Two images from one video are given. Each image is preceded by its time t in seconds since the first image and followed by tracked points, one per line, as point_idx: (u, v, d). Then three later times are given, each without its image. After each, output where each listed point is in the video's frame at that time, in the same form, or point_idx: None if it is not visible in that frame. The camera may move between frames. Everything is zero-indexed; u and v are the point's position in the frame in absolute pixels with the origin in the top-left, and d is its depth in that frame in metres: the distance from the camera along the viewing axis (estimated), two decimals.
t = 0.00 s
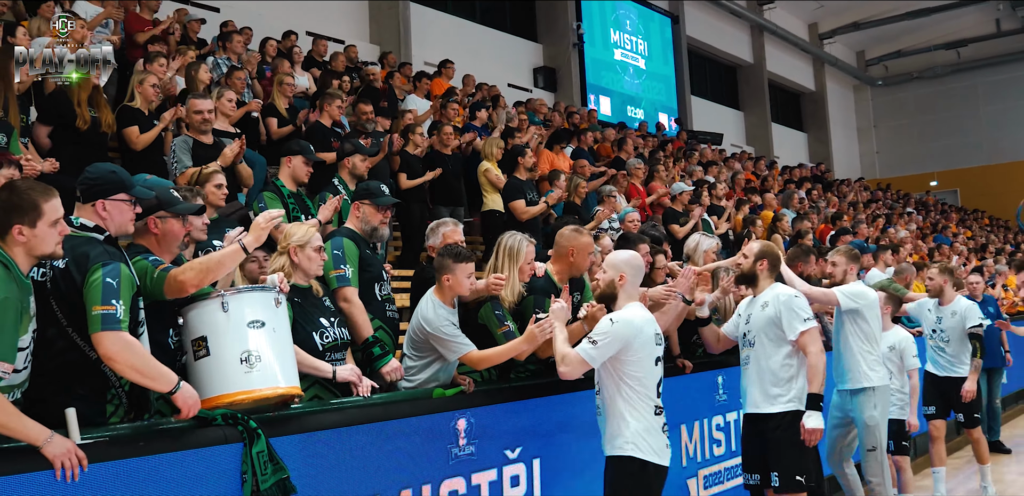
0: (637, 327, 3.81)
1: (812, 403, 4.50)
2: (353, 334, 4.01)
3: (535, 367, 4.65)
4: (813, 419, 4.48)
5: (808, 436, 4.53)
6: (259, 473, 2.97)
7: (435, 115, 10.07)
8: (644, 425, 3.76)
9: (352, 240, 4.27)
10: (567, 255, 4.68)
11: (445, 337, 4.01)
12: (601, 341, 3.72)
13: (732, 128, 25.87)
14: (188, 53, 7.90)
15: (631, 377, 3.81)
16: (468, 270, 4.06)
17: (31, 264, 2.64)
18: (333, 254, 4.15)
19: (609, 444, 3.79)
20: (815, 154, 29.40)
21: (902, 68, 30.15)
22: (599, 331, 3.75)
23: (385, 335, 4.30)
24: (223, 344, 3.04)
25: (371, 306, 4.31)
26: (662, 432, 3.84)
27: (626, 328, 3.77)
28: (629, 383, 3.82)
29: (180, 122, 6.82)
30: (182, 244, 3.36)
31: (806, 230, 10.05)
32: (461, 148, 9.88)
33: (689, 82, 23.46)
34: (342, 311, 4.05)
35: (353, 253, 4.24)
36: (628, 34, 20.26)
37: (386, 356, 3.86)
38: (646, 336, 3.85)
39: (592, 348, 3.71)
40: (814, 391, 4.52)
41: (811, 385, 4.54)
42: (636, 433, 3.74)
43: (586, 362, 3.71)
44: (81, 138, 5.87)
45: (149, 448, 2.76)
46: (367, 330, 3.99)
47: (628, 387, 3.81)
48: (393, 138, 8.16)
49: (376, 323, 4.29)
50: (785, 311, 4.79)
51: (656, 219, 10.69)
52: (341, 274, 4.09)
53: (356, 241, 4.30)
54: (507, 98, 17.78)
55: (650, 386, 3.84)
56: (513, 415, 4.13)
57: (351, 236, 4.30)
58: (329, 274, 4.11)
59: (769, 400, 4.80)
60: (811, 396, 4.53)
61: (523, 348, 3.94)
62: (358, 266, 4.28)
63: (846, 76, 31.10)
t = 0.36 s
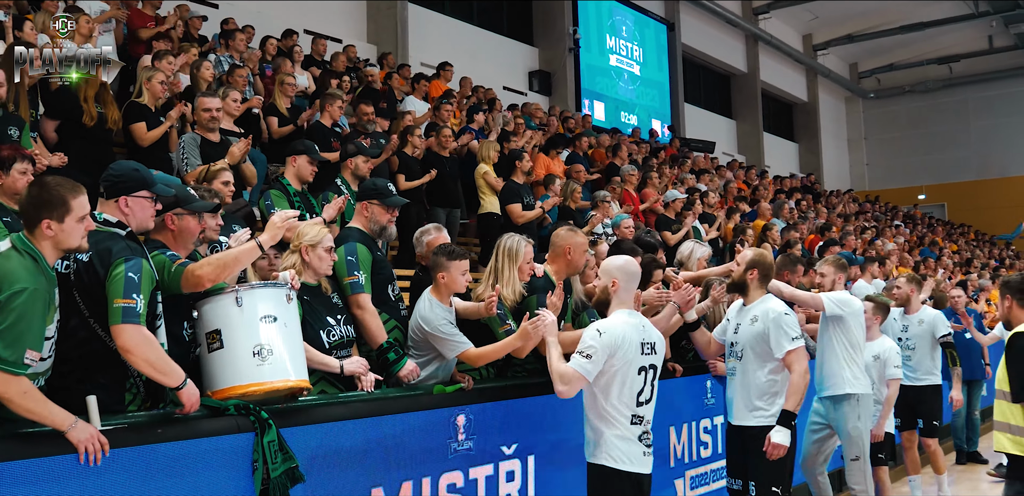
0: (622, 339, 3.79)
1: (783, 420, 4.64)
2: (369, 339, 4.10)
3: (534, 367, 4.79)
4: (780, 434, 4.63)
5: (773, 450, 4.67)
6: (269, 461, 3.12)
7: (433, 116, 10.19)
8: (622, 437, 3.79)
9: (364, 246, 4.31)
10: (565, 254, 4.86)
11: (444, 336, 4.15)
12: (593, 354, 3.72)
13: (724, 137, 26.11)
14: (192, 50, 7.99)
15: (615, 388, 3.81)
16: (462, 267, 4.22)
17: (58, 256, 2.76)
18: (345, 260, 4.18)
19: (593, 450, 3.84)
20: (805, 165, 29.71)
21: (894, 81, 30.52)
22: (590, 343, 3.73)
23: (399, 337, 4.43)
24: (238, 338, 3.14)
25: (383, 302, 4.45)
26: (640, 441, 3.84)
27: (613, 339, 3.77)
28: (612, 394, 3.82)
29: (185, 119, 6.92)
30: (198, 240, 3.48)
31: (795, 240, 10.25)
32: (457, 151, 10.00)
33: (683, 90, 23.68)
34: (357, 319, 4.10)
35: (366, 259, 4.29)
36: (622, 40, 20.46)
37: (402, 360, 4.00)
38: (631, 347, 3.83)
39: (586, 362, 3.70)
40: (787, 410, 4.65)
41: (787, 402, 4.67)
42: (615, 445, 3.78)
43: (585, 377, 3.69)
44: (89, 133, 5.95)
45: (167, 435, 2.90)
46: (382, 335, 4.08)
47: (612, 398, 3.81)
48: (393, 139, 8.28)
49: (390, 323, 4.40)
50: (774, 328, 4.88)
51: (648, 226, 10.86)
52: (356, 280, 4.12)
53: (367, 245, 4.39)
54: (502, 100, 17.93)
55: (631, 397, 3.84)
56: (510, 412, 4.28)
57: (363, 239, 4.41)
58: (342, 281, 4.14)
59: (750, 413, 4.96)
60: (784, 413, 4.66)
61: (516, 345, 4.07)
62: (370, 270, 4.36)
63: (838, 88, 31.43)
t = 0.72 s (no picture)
0: (635, 328, 3.85)
1: (772, 414, 4.60)
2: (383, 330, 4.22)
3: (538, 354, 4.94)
4: (769, 428, 4.58)
5: (762, 445, 4.61)
6: (292, 440, 3.27)
7: (429, 108, 10.27)
8: (630, 426, 3.84)
9: (381, 238, 4.41)
10: (566, 242, 4.99)
11: (446, 322, 4.27)
12: (599, 335, 3.75)
13: (712, 132, 26.33)
14: (191, 40, 8.02)
15: (624, 377, 3.86)
16: (467, 253, 4.33)
17: (89, 240, 2.85)
18: (362, 253, 4.28)
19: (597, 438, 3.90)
20: (791, 160, 30.03)
21: (880, 78, 30.85)
22: (596, 326, 3.76)
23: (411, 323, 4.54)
24: (259, 321, 3.23)
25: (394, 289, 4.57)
26: (644, 430, 3.93)
27: (624, 328, 3.82)
28: (622, 382, 3.86)
29: (188, 108, 6.98)
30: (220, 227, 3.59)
31: (784, 234, 10.46)
32: (453, 141, 10.10)
33: (672, 84, 23.84)
34: (369, 310, 4.23)
35: (383, 252, 4.38)
36: (613, 34, 20.57)
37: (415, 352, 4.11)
38: (642, 339, 3.90)
39: (591, 340, 3.72)
40: (777, 403, 4.60)
41: (776, 395, 4.64)
42: (622, 433, 3.82)
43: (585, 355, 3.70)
44: (96, 122, 6.01)
45: (195, 415, 3.02)
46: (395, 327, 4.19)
47: (620, 387, 3.86)
48: (392, 131, 8.36)
49: (404, 311, 4.50)
50: (766, 320, 4.90)
51: (641, 219, 11.04)
52: (370, 274, 4.24)
53: (383, 238, 4.45)
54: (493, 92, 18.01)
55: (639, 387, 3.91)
56: (515, 397, 4.45)
57: (380, 235, 4.44)
58: (357, 274, 4.27)
59: (745, 402, 5.02)
60: (773, 406, 4.62)
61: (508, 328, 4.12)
62: (386, 262, 4.43)
63: (825, 85, 31.74)
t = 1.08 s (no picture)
0: (625, 308, 3.86)
1: (754, 386, 4.63)
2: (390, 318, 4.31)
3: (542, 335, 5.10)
4: (750, 400, 4.64)
5: (744, 416, 4.70)
6: (308, 423, 3.40)
7: (423, 93, 10.33)
8: (629, 403, 3.83)
9: (386, 228, 4.51)
10: (566, 225, 5.09)
11: (451, 305, 4.39)
12: (591, 317, 3.74)
13: (703, 112, 26.40)
14: (188, 30, 8.06)
15: (616, 356, 3.87)
16: (471, 241, 4.42)
17: (112, 233, 2.94)
18: (367, 243, 4.41)
19: (598, 420, 3.81)
20: (781, 139, 30.16)
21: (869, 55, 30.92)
22: (585, 307, 3.76)
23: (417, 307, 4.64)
24: (273, 308, 3.31)
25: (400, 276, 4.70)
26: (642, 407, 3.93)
27: (615, 308, 3.81)
28: (617, 363, 3.87)
29: (189, 100, 7.06)
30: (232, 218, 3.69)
31: (777, 213, 10.59)
32: (448, 127, 10.18)
33: (662, 65, 23.86)
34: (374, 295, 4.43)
35: (387, 241, 4.50)
36: (603, 15, 20.57)
37: (421, 338, 4.26)
38: (632, 318, 3.91)
39: (580, 320, 3.70)
40: (760, 375, 4.63)
41: (761, 368, 4.65)
42: (622, 412, 3.80)
43: (570, 332, 3.67)
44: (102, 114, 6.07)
45: (215, 398, 3.13)
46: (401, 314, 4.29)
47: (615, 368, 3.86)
48: (389, 117, 8.42)
49: (409, 295, 4.61)
50: (754, 295, 4.87)
51: (636, 200, 11.14)
52: (375, 264, 4.39)
53: (389, 227, 4.55)
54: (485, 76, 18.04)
55: (632, 365, 3.92)
56: (520, 378, 4.59)
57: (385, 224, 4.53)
58: (362, 263, 4.41)
59: (744, 379, 4.98)
60: (756, 379, 4.64)
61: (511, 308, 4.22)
62: (391, 251, 4.55)
63: (815, 62, 31.81)
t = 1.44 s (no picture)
0: (631, 301, 3.85)
1: (799, 369, 4.51)
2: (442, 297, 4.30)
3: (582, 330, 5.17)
4: (796, 382, 4.50)
5: (790, 399, 4.54)
6: (355, 413, 3.52)
7: (465, 91, 10.43)
8: (632, 397, 3.81)
9: (430, 229, 4.61)
10: (605, 221, 5.13)
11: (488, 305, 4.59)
12: (595, 307, 3.76)
13: (746, 106, 26.04)
14: (236, 33, 8.28)
15: (620, 348, 3.85)
16: (507, 233, 4.47)
17: (170, 231, 3.08)
18: (410, 245, 4.52)
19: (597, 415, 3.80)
20: (828, 132, 29.59)
21: (919, 46, 30.11)
22: (591, 299, 3.77)
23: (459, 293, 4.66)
24: (322, 303, 3.42)
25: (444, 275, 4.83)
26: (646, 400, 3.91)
27: (621, 300, 3.81)
28: (621, 357, 3.85)
29: (239, 101, 7.28)
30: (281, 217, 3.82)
31: (822, 208, 10.44)
32: (490, 125, 10.28)
33: (705, 59, 23.59)
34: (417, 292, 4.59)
35: (431, 242, 4.59)
36: (644, 10, 20.45)
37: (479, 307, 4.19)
38: (637, 311, 3.91)
39: (582, 313, 3.73)
40: (804, 358, 4.54)
41: (803, 351, 4.58)
42: (624, 406, 3.78)
43: (573, 323, 3.71)
44: (158, 114, 6.31)
45: (267, 389, 3.26)
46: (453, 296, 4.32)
47: (620, 361, 3.84)
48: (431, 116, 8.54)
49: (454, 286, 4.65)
50: (790, 281, 4.79)
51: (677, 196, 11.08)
52: (419, 266, 4.50)
53: (432, 229, 4.65)
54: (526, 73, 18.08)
55: (636, 358, 3.89)
56: (560, 372, 4.67)
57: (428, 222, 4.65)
58: (407, 265, 4.53)
59: (774, 367, 4.79)
60: (800, 362, 4.54)
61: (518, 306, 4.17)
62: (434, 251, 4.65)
63: (863, 54, 31.11)
